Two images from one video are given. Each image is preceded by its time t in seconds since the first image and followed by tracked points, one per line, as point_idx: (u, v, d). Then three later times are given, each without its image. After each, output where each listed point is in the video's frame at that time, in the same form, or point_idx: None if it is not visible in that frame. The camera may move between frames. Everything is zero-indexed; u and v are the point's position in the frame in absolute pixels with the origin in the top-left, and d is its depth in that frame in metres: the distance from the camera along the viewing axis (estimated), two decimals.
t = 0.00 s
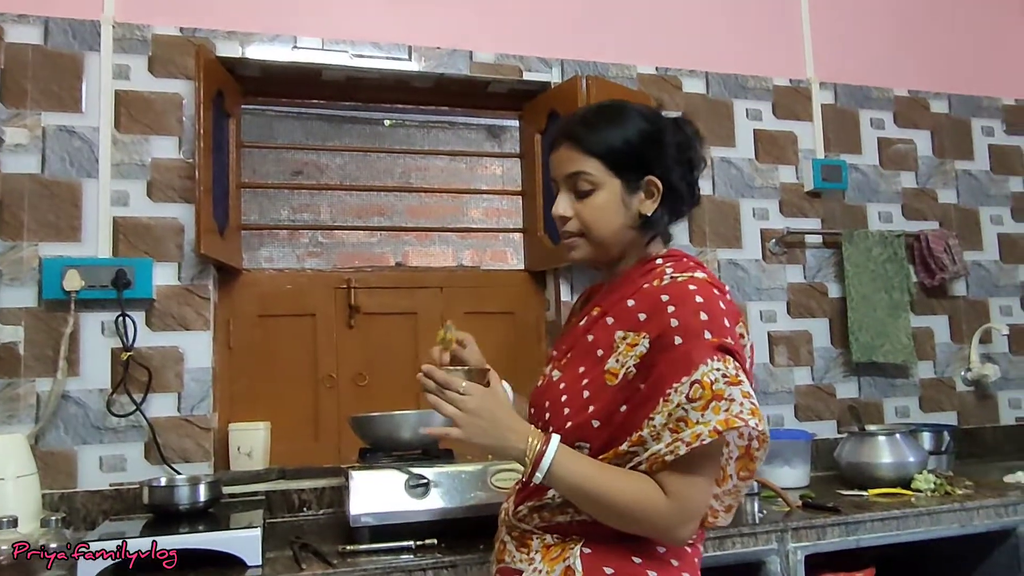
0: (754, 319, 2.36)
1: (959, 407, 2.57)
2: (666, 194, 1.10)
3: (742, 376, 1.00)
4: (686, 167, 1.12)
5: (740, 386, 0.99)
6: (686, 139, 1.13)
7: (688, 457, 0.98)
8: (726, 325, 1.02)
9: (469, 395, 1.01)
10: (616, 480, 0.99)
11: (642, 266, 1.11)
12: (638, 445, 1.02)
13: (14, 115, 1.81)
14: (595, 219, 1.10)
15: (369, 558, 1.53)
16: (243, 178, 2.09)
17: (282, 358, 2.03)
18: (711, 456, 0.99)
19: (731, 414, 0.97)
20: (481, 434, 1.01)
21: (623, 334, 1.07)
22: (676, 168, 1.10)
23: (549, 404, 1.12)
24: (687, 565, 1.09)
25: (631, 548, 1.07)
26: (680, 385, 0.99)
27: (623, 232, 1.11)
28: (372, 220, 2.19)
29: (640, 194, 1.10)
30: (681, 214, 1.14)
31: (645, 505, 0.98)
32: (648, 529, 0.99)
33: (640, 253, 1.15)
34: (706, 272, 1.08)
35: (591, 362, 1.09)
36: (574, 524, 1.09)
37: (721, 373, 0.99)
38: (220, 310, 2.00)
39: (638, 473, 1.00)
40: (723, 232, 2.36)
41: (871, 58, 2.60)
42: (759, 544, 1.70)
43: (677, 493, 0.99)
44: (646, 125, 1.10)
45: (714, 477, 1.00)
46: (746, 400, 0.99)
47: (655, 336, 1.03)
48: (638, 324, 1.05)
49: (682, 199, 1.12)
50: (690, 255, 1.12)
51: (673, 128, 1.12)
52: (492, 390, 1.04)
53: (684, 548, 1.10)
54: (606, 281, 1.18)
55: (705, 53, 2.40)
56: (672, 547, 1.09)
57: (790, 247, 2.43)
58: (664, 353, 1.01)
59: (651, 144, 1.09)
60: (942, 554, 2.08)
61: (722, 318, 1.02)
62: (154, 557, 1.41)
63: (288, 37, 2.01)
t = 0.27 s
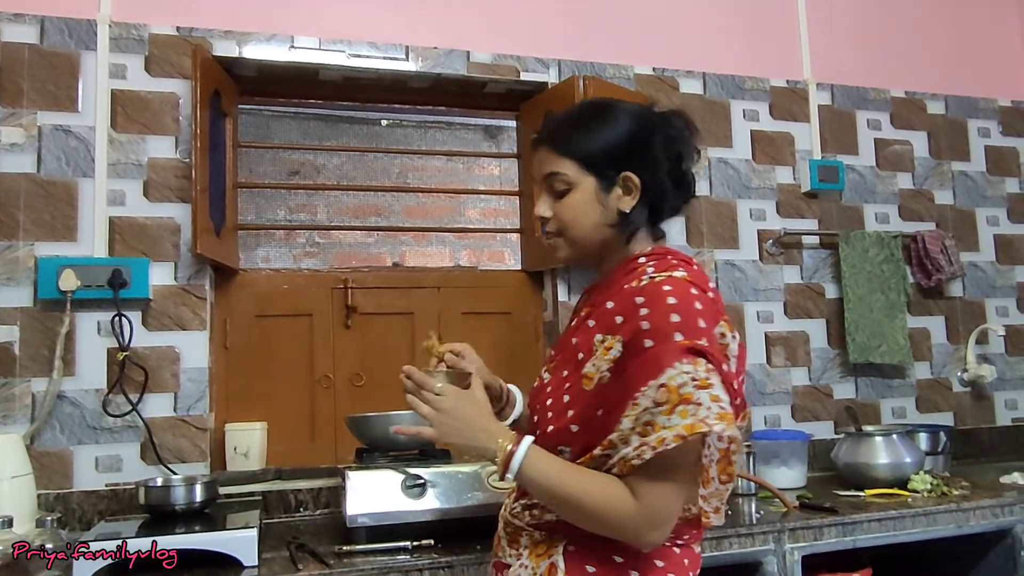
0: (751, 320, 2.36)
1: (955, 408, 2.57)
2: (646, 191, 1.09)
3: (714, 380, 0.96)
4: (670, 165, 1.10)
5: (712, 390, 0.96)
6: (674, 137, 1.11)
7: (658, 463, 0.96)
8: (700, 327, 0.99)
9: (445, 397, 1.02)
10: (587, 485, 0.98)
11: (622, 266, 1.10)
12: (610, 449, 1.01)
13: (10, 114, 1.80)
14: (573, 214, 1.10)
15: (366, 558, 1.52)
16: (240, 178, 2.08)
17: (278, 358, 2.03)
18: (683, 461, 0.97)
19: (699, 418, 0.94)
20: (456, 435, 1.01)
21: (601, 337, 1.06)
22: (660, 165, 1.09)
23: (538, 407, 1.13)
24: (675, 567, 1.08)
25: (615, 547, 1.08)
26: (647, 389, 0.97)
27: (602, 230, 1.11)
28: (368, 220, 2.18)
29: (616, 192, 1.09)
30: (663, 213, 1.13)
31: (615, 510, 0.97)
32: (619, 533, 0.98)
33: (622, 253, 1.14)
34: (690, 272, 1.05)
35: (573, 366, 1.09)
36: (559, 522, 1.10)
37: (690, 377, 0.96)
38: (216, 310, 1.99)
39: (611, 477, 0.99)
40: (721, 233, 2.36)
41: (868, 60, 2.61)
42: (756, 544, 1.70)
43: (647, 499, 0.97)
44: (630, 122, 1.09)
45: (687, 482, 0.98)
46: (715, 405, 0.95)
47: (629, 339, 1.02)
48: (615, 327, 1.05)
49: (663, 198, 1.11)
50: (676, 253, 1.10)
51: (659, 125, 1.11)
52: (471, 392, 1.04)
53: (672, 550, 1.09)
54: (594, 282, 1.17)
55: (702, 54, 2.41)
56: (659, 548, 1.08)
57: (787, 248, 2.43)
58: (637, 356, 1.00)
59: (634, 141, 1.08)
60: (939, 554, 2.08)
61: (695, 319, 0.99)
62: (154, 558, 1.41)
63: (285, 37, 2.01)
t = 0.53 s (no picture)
0: (755, 322, 2.36)
1: (959, 410, 2.57)
2: (575, 192, 1.06)
3: (644, 389, 0.96)
4: (607, 162, 1.04)
5: (640, 400, 0.95)
6: (618, 130, 1.04)
7: (593, 474, 0.96)
8: (637, 333, 0.98)
9: (410, 416, 1.12)
10: (534, 493, 1.00)
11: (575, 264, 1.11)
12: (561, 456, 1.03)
13: (14, 115, 1.81)
14: (525, 214, 1.13)
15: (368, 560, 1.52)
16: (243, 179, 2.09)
17: (281, 360, 2.02)
18: (620, 472, 0.96)
19: (622, 429, 0.94)
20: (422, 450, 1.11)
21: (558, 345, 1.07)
22: (590, 164, 1.04)
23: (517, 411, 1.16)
24: (662, 568, 1.09)
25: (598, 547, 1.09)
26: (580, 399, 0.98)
27: (544, 229, 1.11)
28: (371, 221, 2.18)
29: (550, 199, 1.08)
30: (606, 212, 1.07)
31: (560, 518, 0.99)
32: (567, 537, 0.99)
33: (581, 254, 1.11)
34: (641, 275, 1.03)
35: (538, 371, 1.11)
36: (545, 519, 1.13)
37: (618, 388, 0.96)
38: (219, 311, 1.99)
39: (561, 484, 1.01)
40: (724, 235, 2.35)
41: (871, 61, 2.60)
42: (759, 546, 1.70)
43: (587, 509, 0.97)
44: (566, 118, 1.06)
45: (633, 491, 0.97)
46: (642, 415, 0.95)
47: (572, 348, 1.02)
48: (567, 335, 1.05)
49: (599, 196, 1.06)
50: (638, 253, 1.07)
51: (601, 118, 1.05)
52: (440, 411, 1.13)
53: (656, 548, 1.09)
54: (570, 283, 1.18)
55: (706, 55, 2.40)
56: (640, 547, 1.09)
57: (791, 250, 2.42)
58: (578, 365, 1.01)
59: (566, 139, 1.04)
60: (942, 557, 2.08)
61: (632, 325, 0.98)
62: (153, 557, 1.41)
63: (288, 38, 2.01)
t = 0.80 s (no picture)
0: (762, 325, 2.36)
1: (966, 414, 2.56)
2: (534, 210, 1.12)
3: (598, 385, 1.02)
4: (560, 178, 1.08)
5: (594, 394, 1.01)
6: (567, 147, 1.08)
7: (569, 466, 1.01)
8: (589, 334, 1.05)
9: (408, 433, 1.19)
10: (516, 493, 1.06)
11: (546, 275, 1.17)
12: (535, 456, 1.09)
13: (26, 118, 1.82)
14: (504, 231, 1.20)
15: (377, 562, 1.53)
16: (252, 182, 2.09)
17: (289, 362, 2.03)
18: (584, 464, 1.00)
19: (580, 423, 1.00)
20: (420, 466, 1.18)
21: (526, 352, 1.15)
22: (544, 181, 1.09)
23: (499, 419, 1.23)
24: (630, 565, 1.12)
25: (565, 546, 1.12)
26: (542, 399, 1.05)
27: (518, 244, 1.17)
28: (378, 224, 2.19)
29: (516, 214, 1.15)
30: (569, 225, 1.12)
31: (548, 514, 1.03)
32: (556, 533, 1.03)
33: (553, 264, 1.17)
34: (596, 281, 1.10)
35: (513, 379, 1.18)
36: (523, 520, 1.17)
37: (572, 384, 1.03)
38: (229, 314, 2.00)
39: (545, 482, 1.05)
40: (731, 238, 2.36)
41: (879, 64, 2.60)
42: (767, 550, 1.70)
43: (571, 503, 1.01)
44: (522, 140, 1.12)
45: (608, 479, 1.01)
46: (596, 408, 1.01)
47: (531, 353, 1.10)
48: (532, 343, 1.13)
49: (559, 210, 1.11)
50: (599, 262, 1.13)
51: (552, 136, 1.10)
52: (435, 426, 1.20)
53: (622, 545, 1.12)
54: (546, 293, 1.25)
55: (713, 59, 2.41)
56: (606, 544, 1.12)
57: (798, 253, 2.42)
58: (539, 368, 1.08)
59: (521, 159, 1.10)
60: (949, 561, 2.08)
61: (585, 327, 1.05)
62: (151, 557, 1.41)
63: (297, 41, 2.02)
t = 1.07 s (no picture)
0: (776, 330, 2.37)
1: (981, 420, 2.56)
2: (536, 230, 1.19)
3: (573, 386, 1.10)
4: (559, 201, 1.15)
5: (568, 395, 1.09)
6: (564, 172, 1.15)
7: (553, 457, 1.08)
8: (566, 340, 1.12)
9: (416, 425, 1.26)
10: (502, 480, 1.13)
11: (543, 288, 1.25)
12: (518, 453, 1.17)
13: (51, 126, 1.85)
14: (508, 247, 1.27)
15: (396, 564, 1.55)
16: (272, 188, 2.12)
17: (307, 366, 2.05)
18: (565, 458, 1.07)
19: (553, 420, 1.07)
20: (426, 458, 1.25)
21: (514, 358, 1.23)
22: (543, 204, 1.16)
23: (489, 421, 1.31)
24: (598, 565, 1.20)
25: (538, 545, 1.21)
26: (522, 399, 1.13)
27: (521, 260, 1.24)
28: (395, 229, 2.21)
29: (518, 233, 1.22)
30: (567, 243, 1.19)
31: (531, 504, 1.09)
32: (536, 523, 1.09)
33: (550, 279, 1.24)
34: (580, 294, 1.17)
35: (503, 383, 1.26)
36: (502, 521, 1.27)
37: (549, 386, 1.10)
38: (248, 318, 2.03)
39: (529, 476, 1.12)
40: (746, 243, 2.37)
41: (893, 69, 2.61)
42: (782, 556, 1.71)
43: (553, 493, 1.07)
44: (523, 164, 1.19)
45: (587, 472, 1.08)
46: (569, 406, 1.08)
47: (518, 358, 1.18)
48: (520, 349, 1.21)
49: (558, 231, 1.18)
50: (586, 278, 1.20)
51: (550, 162, 1.16)
52: (441, 422, 1.28)
53: (592, 547, 1.21)
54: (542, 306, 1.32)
55: (727, 65, 2.42)
56: (576, 545, 1.20)
57: (812, 259, 2.43)
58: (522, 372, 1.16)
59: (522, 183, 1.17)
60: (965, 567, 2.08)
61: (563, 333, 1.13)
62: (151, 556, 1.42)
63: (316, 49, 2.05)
